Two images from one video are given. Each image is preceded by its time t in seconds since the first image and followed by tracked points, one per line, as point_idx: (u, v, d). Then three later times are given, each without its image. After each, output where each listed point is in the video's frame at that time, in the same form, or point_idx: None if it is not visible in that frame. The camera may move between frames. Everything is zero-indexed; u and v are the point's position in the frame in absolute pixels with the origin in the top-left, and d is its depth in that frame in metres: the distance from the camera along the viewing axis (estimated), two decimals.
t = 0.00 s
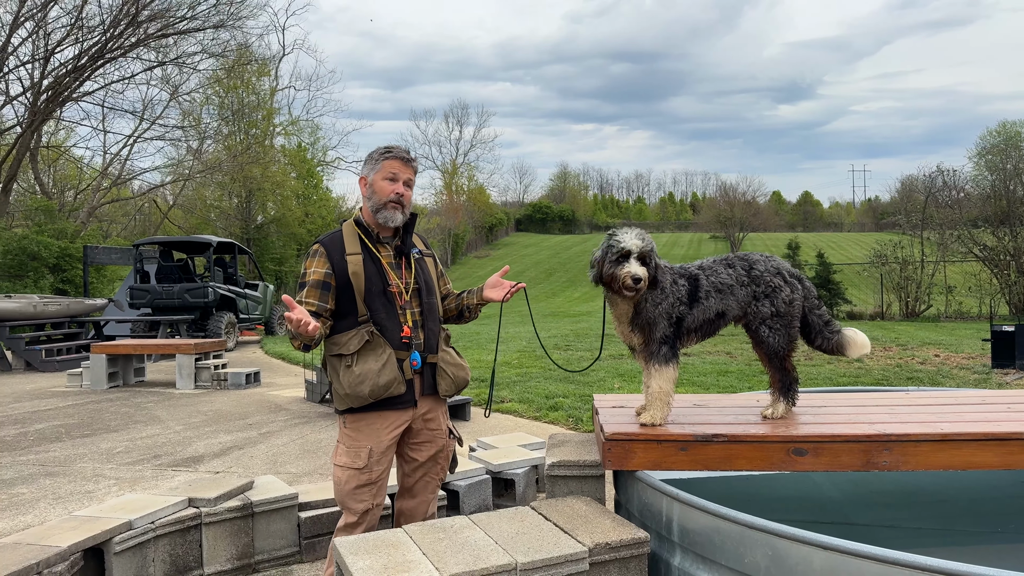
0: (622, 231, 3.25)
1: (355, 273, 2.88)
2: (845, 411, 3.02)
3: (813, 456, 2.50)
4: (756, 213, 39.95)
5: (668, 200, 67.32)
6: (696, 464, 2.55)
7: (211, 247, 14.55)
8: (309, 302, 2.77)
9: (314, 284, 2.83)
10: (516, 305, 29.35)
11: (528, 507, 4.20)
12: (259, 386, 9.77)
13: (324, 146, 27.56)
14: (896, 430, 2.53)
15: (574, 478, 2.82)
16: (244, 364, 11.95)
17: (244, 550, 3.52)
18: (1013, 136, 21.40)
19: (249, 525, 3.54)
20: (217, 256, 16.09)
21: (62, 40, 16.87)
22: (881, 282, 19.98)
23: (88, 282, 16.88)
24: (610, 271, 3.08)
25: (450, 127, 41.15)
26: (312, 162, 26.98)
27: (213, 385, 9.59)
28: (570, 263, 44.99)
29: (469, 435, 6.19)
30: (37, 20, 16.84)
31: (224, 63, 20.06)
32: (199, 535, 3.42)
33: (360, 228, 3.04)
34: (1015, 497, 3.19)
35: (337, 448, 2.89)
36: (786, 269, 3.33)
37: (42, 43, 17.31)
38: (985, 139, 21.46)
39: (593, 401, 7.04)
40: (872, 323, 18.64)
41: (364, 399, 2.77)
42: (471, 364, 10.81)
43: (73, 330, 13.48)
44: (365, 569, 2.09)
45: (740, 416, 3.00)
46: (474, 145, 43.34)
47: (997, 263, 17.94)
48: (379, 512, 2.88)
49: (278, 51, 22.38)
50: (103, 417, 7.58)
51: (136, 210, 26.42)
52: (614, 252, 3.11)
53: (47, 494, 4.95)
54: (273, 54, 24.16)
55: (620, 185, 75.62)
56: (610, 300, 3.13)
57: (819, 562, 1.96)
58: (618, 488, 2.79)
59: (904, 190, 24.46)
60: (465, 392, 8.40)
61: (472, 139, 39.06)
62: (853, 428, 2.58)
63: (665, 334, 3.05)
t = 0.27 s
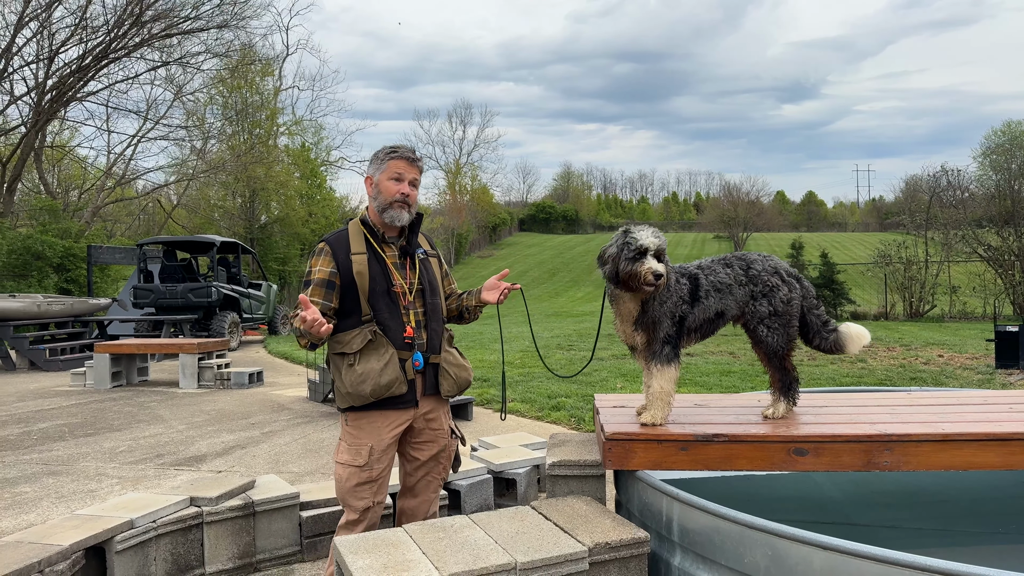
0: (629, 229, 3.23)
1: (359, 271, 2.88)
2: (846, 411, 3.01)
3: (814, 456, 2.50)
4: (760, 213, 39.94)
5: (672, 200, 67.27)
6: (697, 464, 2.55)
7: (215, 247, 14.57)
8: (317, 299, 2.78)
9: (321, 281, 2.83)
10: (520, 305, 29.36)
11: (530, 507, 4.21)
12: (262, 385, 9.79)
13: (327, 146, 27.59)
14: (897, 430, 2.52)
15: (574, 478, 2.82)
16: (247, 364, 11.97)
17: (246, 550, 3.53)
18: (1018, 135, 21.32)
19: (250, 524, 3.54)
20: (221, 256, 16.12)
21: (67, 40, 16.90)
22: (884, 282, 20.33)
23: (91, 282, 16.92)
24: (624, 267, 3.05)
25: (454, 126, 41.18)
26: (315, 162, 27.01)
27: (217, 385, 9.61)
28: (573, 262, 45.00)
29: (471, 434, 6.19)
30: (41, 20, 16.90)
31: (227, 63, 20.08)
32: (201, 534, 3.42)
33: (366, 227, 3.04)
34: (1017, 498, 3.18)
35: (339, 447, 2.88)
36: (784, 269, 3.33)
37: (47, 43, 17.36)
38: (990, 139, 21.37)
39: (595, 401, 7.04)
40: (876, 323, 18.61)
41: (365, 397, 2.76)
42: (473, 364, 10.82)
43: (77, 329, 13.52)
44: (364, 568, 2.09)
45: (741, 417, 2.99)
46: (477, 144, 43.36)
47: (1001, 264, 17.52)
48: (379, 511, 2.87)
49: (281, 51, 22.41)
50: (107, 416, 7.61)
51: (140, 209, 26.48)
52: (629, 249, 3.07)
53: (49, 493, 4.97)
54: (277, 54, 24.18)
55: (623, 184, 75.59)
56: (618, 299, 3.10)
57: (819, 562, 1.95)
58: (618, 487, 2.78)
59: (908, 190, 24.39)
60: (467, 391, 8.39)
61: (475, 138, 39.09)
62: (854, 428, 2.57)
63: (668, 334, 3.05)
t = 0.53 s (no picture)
0: (630, 224, 3.24)
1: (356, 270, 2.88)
2: (843, 410, 3.01)
3: (811, 456, 2.49)
4: (763, 213, 39.93)
5: (674, 200, 67.27)
6: (695, 464, 2.54)
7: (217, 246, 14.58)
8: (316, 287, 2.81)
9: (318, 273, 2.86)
10: (522, 305, 29.39)
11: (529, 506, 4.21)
12: (263, 384, 9.81)
13: (330, 146, 27.62)
14: (895, 430, 2.51)
15: (572, 477, 2.82)
16: (249, 363, 11.98)
17: (244, 549, 3.53)
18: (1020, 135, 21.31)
19: (249, 524, 3.54)
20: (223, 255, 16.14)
21: (69, 40, 16.93)
22: (887, 282, 20.22)
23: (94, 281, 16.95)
24: (627, 261, 3.05)
25: (456, 126, 41.25)
26: (318, 162, 27.06)
27: (218, 384, 9.62)
28: (575, 262, 45.03)
29: (471, 434, 6.20)
30: (45, 20, 16.95)
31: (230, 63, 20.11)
32: (200, 532, 3.43)
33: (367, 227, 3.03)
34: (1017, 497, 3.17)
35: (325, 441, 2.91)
36: (781, 269, 3.32)
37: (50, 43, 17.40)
38: (993, 139, 21.36)
39: (596, 401, 7.05)
40: (878, 322, 18.60)
41: (347, 395, 2.78)
42: (474, 363, 10.82)
43: (79, 329, 13.55)
44: (362, 568, 2.09)
45: (738, 416, 2.99)
46: (480, 144, 43.35)
47: (1005, 264, 17.56)
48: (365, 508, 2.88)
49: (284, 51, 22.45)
50: (108, 415, 7.62)
51: (143, 208, 26.53)
52: (631, 243, 3.08)
53: (50, 492, 4.98)
54: (280, 54, 24.20)
55: (626, 184, 75.59)
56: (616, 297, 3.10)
57: (815, 562, 1.95)
58: (617, 487, 2.77)
59: (911, 190, 24.38)
60: (468, 391, 8.39)
61: (477, 138, 39.16)
62: (852, 427, 2.57)
63: (668, 332, 3.05)
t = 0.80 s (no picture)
0: (627, 225, 3.22)
1: (326, 273, 2.90)
2: (839, 412, 3.00)
3: (808, 456, 2.49)
4: (764, 213, 39.94)
5: (676, 200, 67.28)
6: (691, 464, 2.55)
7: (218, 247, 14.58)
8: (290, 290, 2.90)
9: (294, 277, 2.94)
10: (523, 305, 29.43)
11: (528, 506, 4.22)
12: (264, 384, 9.82)
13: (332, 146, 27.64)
14: (891, 431, 2.51)
15: (568, 478, 2.82)
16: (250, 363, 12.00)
17: (243, 548, 3.54)
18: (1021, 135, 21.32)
19: (248, 524, 3.55)
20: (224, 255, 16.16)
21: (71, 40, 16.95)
22: (889, 282, 20.03)
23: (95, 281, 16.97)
24: (624, 264, 3.04)
25: (458, 126, 41.28)
26: (320, 162, 27.08)
27: (219, 384, 9.63)
28: (577, 262, 45.05)
29: (470, 434, 6.21)
30: (47, 20, 16.98)
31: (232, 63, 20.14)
32: (198, 532, 3.43)
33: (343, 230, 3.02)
34: (1015, 498, 3.17)
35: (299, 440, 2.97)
36: (777, 270, 3.32)
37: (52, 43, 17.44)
38: (995, 139, 21.37)
39: (596, 401, 7.05)
40: (879, 323, 18.60)
41: (312, 397, 2.82)
42: (475, 364, 10.83)
43: (80, 329, 13.57)
44: (357, 568, 2.09)
45: (735, 417, 2.98)
46: (481, 144, 43.35)
47: (1007, 264, 17.57)
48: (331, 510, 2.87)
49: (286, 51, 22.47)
50: (108, 415, 7.63)
51: (145, 208, 26.56)
52: (628, 246, 3.07)
53: (50, 492, 4.98)
54: (281, 54, 24.24)
55: (628, 184, 75.58)
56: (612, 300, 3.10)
57: (810, 563, 1.95)
58: (613, 488, 2.77)
59: (913, 190, 24.39)
60: (468, 391, 8.40)
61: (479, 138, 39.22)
62: (849, 428, 2.57)
63: (664, 334, 3.05)
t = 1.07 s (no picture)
0: (632, 226, 3.22)
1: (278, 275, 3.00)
2: (840, 412, 3.01)
3: (810, 456, 2.50)
4: (766, 213, 39.97)
5: (678, 200, 67.30)
6: (694, 465, 2.55)
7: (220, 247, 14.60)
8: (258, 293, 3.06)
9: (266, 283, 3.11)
10: (524, 305, 29.47)
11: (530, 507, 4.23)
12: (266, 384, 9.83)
13: (333, 146, 27.68)
14: (894, 431, 2.52)
15: (572, 477, 2.82)
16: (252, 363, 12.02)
17: (246, 548, 3.55)
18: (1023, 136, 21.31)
19: (251, 523, 3.56)
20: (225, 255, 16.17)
21: (74, 40, 16.99)
22: (890, 283, 19.97)
23: (97, 280, 16.99)
24: (630, 265, 3.03)
25: (459, 126, 41.32)
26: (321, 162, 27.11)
27: (221, 384, 9.65)
28: (578, 263, 45.08)
29: (472, 434, 6.22)
30: (48, 20, 17.03)
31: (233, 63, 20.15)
32: (201, 532, 3.44)
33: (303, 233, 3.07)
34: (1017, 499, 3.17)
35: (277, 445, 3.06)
36: (779, 270, 3.33)
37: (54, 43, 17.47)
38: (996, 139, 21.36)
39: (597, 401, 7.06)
40: (880, 323, 18.61)
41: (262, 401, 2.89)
42: (477, 363, 10.85)
43: (83, 329, 13.59)
44: (361, 568, 2.10)
45: (737, 417, 2.99)
46: (482, 144, 43.37)
47: (1009, 265, 17.57)
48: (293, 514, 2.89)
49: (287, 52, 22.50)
50: (111, 415, 7.64)
51: (147, 208, 26.59)
52: (634, 247, 3.06)
53: (53, 491, 5.00)
54: (283, 54, 24.27)
55: (629, 184, 75.60)
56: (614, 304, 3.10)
57: (812, 563, 1.95)
58: (616, 487, 2.78)
59: (914, 190, 24.40)
60: (470, 391, 8.41)
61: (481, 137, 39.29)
62: (851, 429, 2.57)
63: (667, 335, 3.05)
